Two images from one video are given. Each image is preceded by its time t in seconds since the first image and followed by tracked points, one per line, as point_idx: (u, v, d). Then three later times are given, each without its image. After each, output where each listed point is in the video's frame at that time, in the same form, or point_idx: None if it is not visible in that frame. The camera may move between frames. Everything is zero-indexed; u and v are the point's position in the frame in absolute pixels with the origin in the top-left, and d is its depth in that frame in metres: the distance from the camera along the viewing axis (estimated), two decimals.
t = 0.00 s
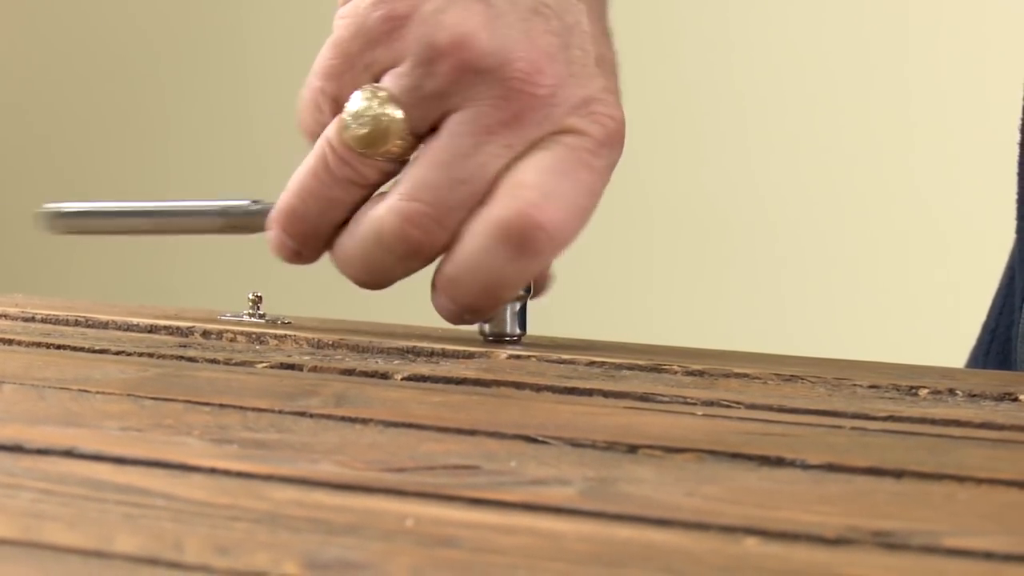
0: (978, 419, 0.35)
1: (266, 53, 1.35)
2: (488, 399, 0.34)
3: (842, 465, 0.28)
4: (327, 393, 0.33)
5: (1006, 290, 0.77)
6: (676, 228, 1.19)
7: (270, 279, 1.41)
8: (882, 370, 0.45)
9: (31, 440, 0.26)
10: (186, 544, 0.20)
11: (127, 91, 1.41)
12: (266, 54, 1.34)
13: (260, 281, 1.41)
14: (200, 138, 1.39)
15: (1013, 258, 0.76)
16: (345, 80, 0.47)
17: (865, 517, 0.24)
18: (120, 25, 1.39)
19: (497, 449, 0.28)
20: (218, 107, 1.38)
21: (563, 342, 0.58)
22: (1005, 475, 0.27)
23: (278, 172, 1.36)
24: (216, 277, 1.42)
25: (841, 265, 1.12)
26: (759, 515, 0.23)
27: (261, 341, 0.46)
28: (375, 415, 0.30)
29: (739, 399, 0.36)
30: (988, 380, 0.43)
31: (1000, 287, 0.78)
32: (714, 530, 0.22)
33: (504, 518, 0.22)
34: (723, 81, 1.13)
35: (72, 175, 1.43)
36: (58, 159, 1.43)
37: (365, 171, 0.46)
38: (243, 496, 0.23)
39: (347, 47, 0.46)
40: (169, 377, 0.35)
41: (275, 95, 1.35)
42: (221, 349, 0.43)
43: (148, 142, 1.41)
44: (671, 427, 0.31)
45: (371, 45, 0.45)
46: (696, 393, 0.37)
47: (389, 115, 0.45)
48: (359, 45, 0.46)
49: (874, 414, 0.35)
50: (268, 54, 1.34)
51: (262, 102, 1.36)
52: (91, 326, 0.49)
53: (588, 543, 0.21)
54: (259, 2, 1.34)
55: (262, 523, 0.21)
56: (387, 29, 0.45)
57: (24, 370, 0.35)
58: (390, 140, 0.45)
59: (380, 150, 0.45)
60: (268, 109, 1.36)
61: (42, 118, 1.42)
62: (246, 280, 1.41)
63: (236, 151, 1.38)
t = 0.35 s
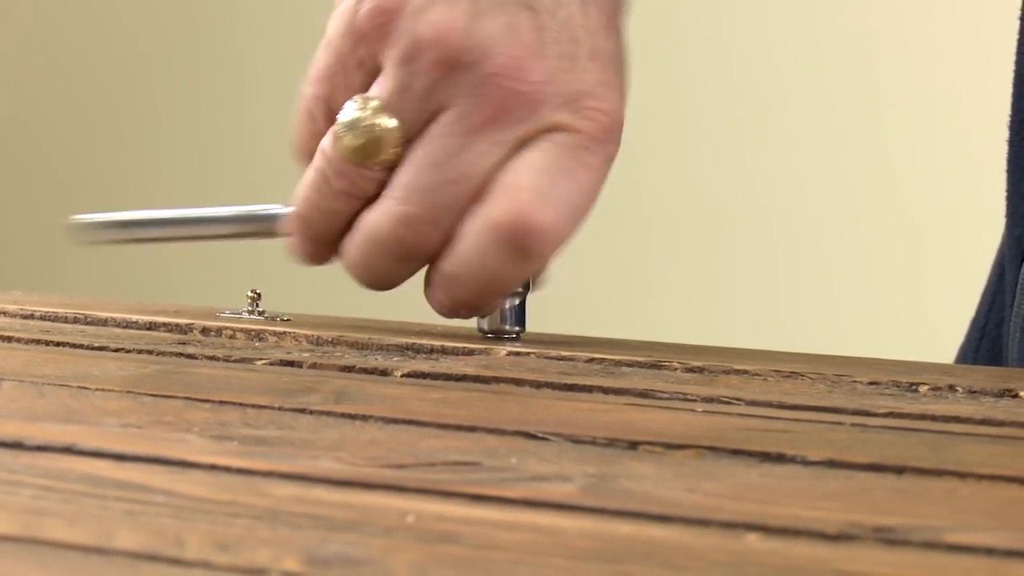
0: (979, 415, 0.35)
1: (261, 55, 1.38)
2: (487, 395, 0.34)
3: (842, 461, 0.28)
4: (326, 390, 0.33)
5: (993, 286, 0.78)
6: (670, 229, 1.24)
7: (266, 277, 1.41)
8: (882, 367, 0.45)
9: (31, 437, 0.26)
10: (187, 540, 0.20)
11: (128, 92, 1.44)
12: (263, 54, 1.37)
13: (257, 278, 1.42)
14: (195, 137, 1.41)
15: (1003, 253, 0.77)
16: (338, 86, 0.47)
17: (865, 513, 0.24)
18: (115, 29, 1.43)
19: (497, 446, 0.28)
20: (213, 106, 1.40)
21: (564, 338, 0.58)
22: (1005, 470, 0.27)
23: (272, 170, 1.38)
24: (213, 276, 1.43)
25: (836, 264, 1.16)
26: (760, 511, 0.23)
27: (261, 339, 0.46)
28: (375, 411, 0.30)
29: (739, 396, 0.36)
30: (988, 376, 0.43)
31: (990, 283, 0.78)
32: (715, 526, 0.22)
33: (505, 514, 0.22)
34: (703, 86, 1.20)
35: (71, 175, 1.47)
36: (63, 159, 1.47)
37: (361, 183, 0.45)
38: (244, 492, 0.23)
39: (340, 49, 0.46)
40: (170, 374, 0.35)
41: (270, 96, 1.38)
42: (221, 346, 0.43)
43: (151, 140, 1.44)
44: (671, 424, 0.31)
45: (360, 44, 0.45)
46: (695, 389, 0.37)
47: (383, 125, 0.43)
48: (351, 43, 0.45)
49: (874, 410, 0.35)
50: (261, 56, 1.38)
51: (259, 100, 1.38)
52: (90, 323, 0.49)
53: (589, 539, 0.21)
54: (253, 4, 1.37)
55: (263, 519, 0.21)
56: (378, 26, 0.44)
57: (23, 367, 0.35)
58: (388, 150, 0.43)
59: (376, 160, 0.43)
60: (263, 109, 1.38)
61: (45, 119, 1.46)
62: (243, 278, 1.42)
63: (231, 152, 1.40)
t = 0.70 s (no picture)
0: (979, 413, 0.35)
1: (259, 56, 1.39)
2: (488, 393, 0.34)
3: (842, 459, 0.28)
4: (327, 387, 0.33)
5: (992, 288, 0.78)
6: (669, 230, 1.24)
7: (265, 275, 1.42)
8: (881, 365, 0.45)
9: (32, 434, 0.26)
10: (189, 536, 0.20)
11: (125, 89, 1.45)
12: (264, 54, 1.38)
13: (257, 277, 1.42)
14: (195, 137, 1.42)
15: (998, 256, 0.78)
16: (366, 69, 0.49)
17: (866, 510, 0.24)
18: (110, 28, 1.43)
19: (497, 443, 0.28)
20: (212, 106, 1.42)
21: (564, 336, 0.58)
22: (1005, 468, 0.27)
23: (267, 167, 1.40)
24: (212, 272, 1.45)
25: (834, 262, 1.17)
26: (760, 508, 0.23)
27: (261, 336, 0.46)
28: (375, 409, 0.30)
29: (740, 393, 0.36)
30: (988, 375, 0.43)
31: (989, 285, 0.78)
32: (717, 522, 0.22)
33: (506, 511, 0.22)
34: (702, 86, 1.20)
35: (68, 175, 1.47)
36: (60, 157, 1.47)
37: (388, 166, 0.48)
38: (245, 489, 0.23)
39: (376, 30, 0.48)
40: (170, 371, 0.35)
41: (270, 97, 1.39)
42: (221, 343, 0.43)
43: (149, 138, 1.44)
44: (672, 421, 0.31)
45: (402, 30, 0.49)
46: (695, 387, 0.37)
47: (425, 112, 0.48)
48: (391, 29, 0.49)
49: (873, 408, 0.35)
50: (261, 58, 1.39)
51: (259, 99, 1.39)
52: (90, 321, 0.49)
53: (590, 535, 0.21)
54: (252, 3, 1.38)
55: (263, 516, 0.21)
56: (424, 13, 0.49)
57: (24, 364, 0.35)
58: (422, 137, 0.48)
59: (409, 143, 0.48)
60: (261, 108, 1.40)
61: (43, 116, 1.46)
62: (240, 275, 1.43)
63: (229, 152, 1.42)
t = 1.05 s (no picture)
0: (977, 412, 0.35)
1: (257, 56, 1.39)
2: (487, 392, 0.34)
3: (840, 458, 0.28)
4: (326, 386, 0.33)
5: (992, 286, 0.77)
6: (664, 230, 1.24)
7: (263, 275, 1.43)
8: (880, 365, 0.45)
9: (33, 433, 0.26)
10: (191, 535, 0.20)
11: (120, 89, 1.45)
12: (260, 52, 1.39)
13: (253, 276, 1.43)
14: (192, 137, 1.43)
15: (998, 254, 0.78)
16: (363, 70, 0.49)
17: (864, 509, 0.24)
18: (108, 28, 1.43)
19: (497, 442, 0.28)
20: (209, 106, 1.42)
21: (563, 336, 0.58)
22: (1003, 467, 0.28)
23: (264, 165, 1.40)
24: (212, 269, 1.45)
25: (831, 262, 1.17)
26: (759, 507, 0.23)
27: (260, 336, 0.46)
28: (375, 408, 0.31)
29: (739, 392, 0.36)
30: (986, 374, 0.43)
31: (988, 283, 0.78)
32: (716, 522, 0.22)
33: (507, 510, 0.22)
34: (699, 86, 1.20)
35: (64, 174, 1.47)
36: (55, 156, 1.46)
37: (381, 165, 0.48)
38: (246, 487, 0.23)
39: (371, 33, 0.48)
40: (169, 371, 0.35)
41: (267, 96, 1.39)
42: (221, 343, 0.43)
43: (145, 137, 1.45)
44: (670, 420, 0.31)
45: (399, 33, 0.48)
46: (694, 387, 0.37)
47: (418, 111, 0.48)
48: (388, 31, 0.48)
49: (872, 407, 0.35)
50: (258, 58, 1.39)
51: (256, 98, 1.40)
52: (89, 320, 0.49)
53: (590, 534, 0.21)
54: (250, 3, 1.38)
55: (265, 514, 0.21)
56: (419, 16, 0.48)
57: (24, 363, 0.35)
58: (413, 137, 0.48)
59: (405, 144, 0.48)
60: (258, 107, 1.40)
61: (37, 115, 1.46)
62: (237, 274, 1.44)
63: (226, 150, 1.42)
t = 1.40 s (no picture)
0: (975, 415, 0.35)
1: (256, 61, 1.39)
2: (486, 394, 0.34)
3: (838, 460, 0.28)
4: (326, 389, 0.33)
5: (993, 291, 0.77)
6: (664, 233, 1.24)
7: (262, 276, 1.43)
8: (878, 368, 0.46)
9: (34, 434, 0.26)
10: (191, 536, 0.20)
11: (119, 91, 1.45)
12: (260, 53, 1.39)
13: (252, 278, 1.44)
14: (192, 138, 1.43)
15: (998, 258, 0.78)
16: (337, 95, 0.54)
17: (862, 512, 0.24)
18: (108, 32, 1.44)
19: (496, 444, 0.28)
20: (208, 107, 1.42)
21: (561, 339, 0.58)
22: (1001, 470, 0.28)
23: (263, 167, 1.41)
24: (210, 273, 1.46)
25: (829, 264, 1.17)
26: (757, 508, 0.24)
27: (260, 338, 0.46)
28: (375, 410, 0.31)
29: (736, 395, 0.36)
30: (984, 378, 0.43)
31: (989, 287, 0.78)
32: (714, 523, 0.23)
33: (507, 511, 0.22)
34: (699, 91, 1.21)
35: (63, 175, 1.47)
36: (55, 156, 1.47)
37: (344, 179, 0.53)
38: (246, 488, 0.23)
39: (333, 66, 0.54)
40: (170, 372, 0.35)
41: (266, 97, 1.39)
42: (220, 345, 0.43)
43: (145, 138, 1.45)
44: (669, 423, 0.31)
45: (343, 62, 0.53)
46: (692, 389, 0.37)
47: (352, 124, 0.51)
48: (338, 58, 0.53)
49: (870, 410, 0.35)
50: (257, 62, 1.39)
51: (254, 100, 1.40)
52: (89, 322, 0.49)
53: (588, 535, 0.21)
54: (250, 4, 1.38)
55: (265, 516, 0.21)
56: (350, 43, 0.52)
57: (25, 365, 0.35)
58: (354, 147, 0.51)
59: (352, 156, 0.52)
60: (257, 110, 1.40)
61: (37, 117, 1.46)
62: (236, 276, 1.44)
63: (224, 154, 1.42)
